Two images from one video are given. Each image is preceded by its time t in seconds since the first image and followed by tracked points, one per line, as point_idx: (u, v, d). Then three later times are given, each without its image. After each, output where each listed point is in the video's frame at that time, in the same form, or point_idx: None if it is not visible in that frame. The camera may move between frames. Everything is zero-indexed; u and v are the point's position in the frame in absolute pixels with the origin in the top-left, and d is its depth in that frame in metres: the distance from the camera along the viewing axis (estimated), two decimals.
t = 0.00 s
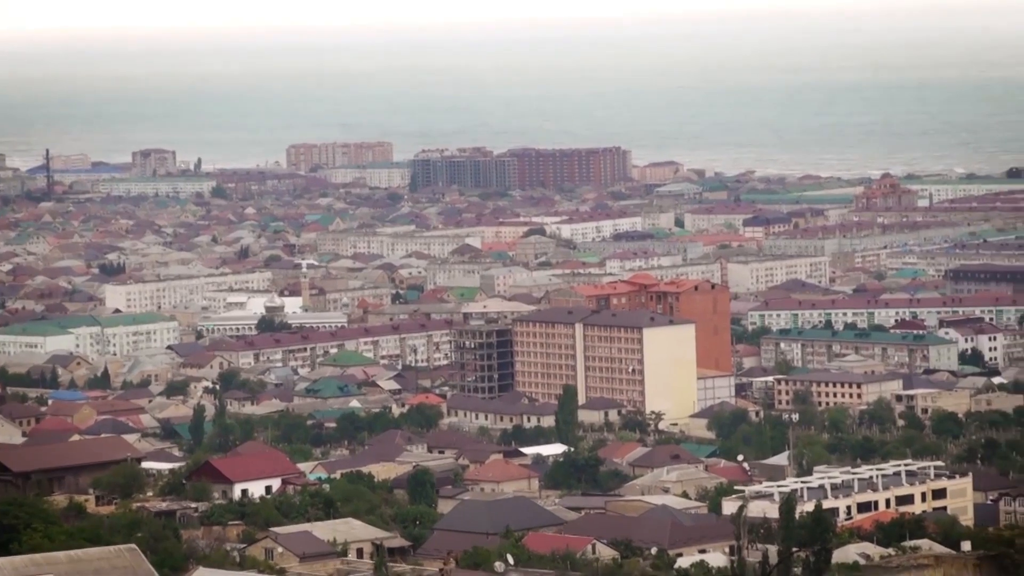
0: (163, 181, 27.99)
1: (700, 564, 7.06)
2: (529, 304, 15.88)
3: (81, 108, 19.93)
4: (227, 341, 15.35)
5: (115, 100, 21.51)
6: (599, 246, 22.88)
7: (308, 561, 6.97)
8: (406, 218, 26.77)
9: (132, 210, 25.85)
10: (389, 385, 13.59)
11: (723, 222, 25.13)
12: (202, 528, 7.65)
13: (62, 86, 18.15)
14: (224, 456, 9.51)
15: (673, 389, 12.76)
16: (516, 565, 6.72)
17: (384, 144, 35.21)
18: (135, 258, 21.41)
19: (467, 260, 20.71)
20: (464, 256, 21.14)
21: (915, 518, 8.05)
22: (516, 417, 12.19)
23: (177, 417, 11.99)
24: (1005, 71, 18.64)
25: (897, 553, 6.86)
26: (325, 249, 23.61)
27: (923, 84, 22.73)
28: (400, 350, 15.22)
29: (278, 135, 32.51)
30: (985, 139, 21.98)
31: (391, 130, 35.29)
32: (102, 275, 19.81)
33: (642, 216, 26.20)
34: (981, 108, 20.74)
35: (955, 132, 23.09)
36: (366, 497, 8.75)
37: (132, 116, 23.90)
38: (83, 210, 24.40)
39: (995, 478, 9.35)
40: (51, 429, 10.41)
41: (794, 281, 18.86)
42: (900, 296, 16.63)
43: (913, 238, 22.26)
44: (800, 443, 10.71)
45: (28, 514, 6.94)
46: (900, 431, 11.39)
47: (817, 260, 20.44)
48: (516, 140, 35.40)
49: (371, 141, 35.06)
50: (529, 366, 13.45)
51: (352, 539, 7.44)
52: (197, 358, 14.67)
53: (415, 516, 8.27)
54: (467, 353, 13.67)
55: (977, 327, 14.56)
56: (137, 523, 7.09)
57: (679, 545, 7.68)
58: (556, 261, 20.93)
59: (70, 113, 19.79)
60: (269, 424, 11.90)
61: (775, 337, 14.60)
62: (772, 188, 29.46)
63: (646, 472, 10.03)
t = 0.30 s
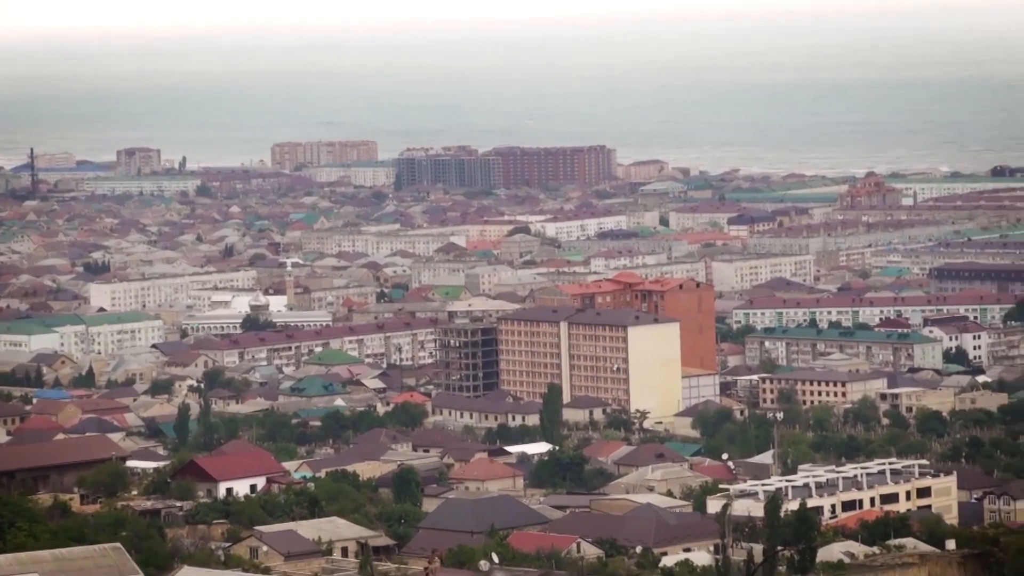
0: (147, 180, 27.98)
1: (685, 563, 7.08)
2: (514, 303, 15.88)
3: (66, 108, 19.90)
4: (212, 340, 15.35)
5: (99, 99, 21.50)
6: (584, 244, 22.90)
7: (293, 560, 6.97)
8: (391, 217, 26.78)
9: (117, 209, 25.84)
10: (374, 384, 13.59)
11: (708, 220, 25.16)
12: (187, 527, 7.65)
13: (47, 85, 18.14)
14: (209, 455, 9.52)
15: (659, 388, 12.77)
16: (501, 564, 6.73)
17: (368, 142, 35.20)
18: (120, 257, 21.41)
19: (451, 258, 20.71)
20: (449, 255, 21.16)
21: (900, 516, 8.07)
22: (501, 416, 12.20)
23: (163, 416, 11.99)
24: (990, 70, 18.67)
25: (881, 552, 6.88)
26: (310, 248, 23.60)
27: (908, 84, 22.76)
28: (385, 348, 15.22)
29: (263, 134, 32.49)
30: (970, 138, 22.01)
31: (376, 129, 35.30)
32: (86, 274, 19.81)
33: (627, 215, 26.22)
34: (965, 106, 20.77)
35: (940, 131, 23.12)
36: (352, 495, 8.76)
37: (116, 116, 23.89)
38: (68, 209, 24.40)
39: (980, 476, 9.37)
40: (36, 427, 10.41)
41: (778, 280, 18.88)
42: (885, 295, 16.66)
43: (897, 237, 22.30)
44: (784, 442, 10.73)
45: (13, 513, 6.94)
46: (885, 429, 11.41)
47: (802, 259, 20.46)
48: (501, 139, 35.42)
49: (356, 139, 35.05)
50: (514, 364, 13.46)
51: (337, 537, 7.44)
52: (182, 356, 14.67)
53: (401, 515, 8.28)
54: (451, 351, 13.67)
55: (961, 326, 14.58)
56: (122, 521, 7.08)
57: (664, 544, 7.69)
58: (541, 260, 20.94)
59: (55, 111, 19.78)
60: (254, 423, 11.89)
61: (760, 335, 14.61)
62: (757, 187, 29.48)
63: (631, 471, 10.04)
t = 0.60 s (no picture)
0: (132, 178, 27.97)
1: (669, 561, 7.09)
2: (498, 301, 15.90)
3: (50, 106, 19.90)
4: (196, 338, 15.35)
5: (83, 98, 21.52)
6: (568, 242, 22.93)
7: (277, 559, 6.97)
8: (375, 215, 26.79)
9: (101, 207, 25.83)
10: (357, 382, 13.59)
11: (691, 218, 25.20)
12: (171, 525, 7.65)
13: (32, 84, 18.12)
14: (193, 453, 9.51)
15: (643, 386, 12.78)
16: (485, 562, 6.74)
17: (352, 141, 35.20)
18: (104, 255, 21.42)
19: (435, 257, 20.72)
20: (433, 253, 21.19)
21: (883, 515, 8.08)
22: (485, 414, 12.20)
23: (147, 414, 11.99)
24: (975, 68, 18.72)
25: (864, 550, 6.89)
26: (293, 246, 23.60)
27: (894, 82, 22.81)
28: (369, 347, 15.22)
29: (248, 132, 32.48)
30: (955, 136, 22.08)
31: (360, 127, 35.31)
32: (70, 272, 19.81)
33: (611, 214, 26.24)
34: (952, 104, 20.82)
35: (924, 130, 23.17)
36: (336, 494, 8.76)
37: (100, 115, 23.89)
38: (52, 207, 24.40)
39: (964, 474, 9.39)
40: (19, 425, 10.40)
41: (762, 278, 18.92)
42: (868, 293, 16.69)
43: (881, 236, 22.36)
44: (768, 440, 10.75)
45: None
46: (868, 427, 11.43)
47: (785, 257, 20.50)
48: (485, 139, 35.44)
49: (341, 138, 35.04)
50: (498, 363, 13.47)
51: (320, 536, 7.43)
52: (166, 355, 14.67)
53: (384, 514, 8.29)
54: (435, 350, 13.67)
55: (944, 325, 14.61)
56: (105, 520, 7.08)
57: (647, 543, 7.70)
58: (525, 258, 20.97)
59: (39, 110, 19.78)
60: (237, 421, 11.89)
61: (744, 334, 14.62)
62: (741, 185, 29.52)
63: (615, 469, 10.05)
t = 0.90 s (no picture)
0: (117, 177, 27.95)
1: (654, 560, 7.10)
2: (483, 300, 15.90)
3: (35, 106, 19.90)
4: (181, 337, 15.34)
5: (68, 98, 21.51)
6: (553, 242, 22.93)
7: (262, 558, 6.97)
8: (360, 214, 26.78)
9: (87, 207, 25.80)
10: (343, 381, 13.59)
11: (676, 218, 25.21)
12: (156, 524, 7.64)
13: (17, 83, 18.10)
14: (178, 453, 9.51)
15: (629, 385, 12.78)
16: (469, 560, 6.74)
17: (338, 140, 35.20)
18: (89, 254, 21.39)
19: (420, 256, 20.73)
20: (418, 253, 21.20)
21: (868, 513, 8.09)
22: (470, 413, 12.20)
23: (132, 413, 11.98)
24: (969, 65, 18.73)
25: (849, 549, 6.90)
26: (278, 246, 23.59)
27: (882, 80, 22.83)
28: (354, 346, 15.21)
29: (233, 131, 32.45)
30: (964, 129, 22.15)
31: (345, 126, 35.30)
32: (55, 271, 19.81)
33: (596, 213, 26.24)
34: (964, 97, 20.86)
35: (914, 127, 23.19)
36: (321, 493, 8.76)
37: (85, 115, 23.88)
38: (38, 206, 24.39)
39: (949, 474, 9.40)
40: (5, 425, 10.40)
41: (747, 278, 18.95)
42: (854, 292, 16.71)
43: (866, 235, 22.38)
44: (754, 439, 10.76)
45: None
46: (853, 427, 11.44)
47: (770, 256, 20.51)
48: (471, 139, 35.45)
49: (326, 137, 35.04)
50: (483, 362, 13.47)
51: (305, 535, 7.44)
52: (151, 354, 14.66)
53: (370, 513, 8.29)
54: (421, 349, 13.67)
55: (929, 323, 14.63)
56: (90, 518, 7.08)
57: (633, 541, 7.70)
58: (510, 257, 21.01)
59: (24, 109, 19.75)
60: (222, 420, 11.88)
61: (729, 333, 14.62)
62: (726, 184, 29.54)
63: (600, 468, 10.05)
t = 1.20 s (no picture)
0: (102, 176, 27.90)
1: (637, 559, 7.10)
2: (468, 299, 15.89)
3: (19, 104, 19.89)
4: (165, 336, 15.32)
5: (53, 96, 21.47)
6: (537, 241, 22.93)
7: (246, 556, 6.97)
8: (345, 213, 26.76)
9: (72, 205, 25.75)
10: (327, 380, 13.59)
11: (661, 217, 25.20)
12: (140, 523, 7.64)
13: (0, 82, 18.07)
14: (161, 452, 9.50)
15: (613, 384, 12.78)
16: (453, 560, 6.74)
17: (323, 139, 35.19)
18: (73, 253, 21.36)
19: (406, 254, 20.73)
20: (402, 251, 21.19)
21: (852, 512, 8.10)
22: (454, 413, 12.19)
23: (115, 413, 11.96)
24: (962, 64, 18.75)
25: (833, 548, 6.92)
26: (263, 244, 23.58)
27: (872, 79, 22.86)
28: (338, 345, 15.21)
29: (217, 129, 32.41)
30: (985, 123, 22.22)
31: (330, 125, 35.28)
32: (39, 270, 19.79)
33: (581, 212, 26.24)
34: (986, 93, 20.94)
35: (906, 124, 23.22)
36: (305, 492, 8.76)
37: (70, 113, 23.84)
38: (21, 205, 24.35)
39: (933, 473, 9.41)
40: None
41: (731, 277, 18.97)
42: (838, 291, 16.72)
43: (850, 235, 22.39)
44: (738, 438, 10.76)
45: None
46: (837, 426, 11.45)
47: (755, 256, 20.51)
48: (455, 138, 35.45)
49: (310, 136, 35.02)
50: (468, 360, 13.47)
51: (290, 534, 7.44)
52: (135, 352, 14.65)
53: (354, 512, 8.28)
54: (405, 348, 13.67)
55: (914, 322, 14.64)
56: (75, 517, 7.07)
57: (617, 540, 7.72)
58: (494, 256, 21.03)
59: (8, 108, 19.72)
60: (207, 419, 11.88)
61: (713, 332, 14.62)
62: (710, 183, 29.55)
63: (584, 467, 10.05)
